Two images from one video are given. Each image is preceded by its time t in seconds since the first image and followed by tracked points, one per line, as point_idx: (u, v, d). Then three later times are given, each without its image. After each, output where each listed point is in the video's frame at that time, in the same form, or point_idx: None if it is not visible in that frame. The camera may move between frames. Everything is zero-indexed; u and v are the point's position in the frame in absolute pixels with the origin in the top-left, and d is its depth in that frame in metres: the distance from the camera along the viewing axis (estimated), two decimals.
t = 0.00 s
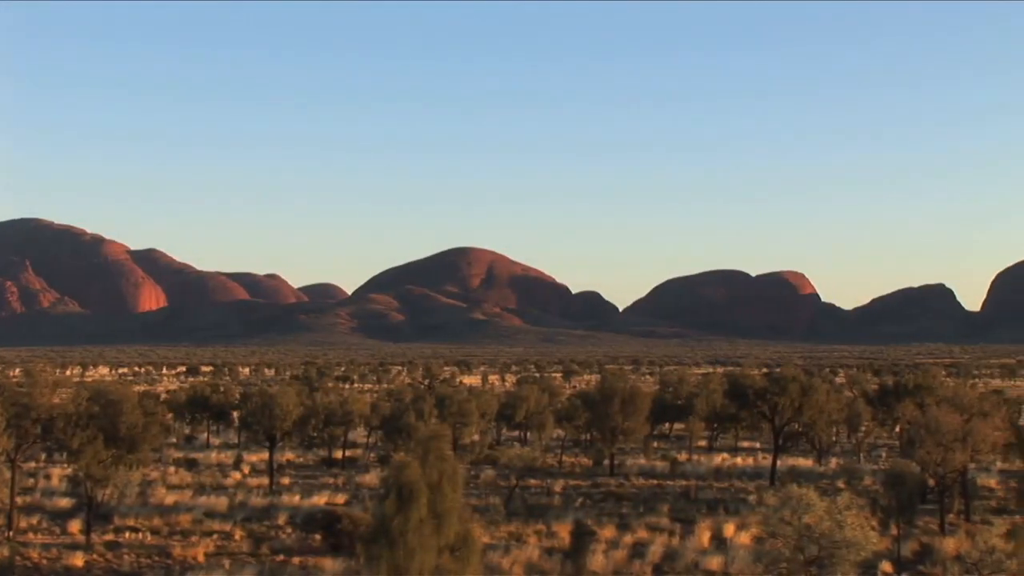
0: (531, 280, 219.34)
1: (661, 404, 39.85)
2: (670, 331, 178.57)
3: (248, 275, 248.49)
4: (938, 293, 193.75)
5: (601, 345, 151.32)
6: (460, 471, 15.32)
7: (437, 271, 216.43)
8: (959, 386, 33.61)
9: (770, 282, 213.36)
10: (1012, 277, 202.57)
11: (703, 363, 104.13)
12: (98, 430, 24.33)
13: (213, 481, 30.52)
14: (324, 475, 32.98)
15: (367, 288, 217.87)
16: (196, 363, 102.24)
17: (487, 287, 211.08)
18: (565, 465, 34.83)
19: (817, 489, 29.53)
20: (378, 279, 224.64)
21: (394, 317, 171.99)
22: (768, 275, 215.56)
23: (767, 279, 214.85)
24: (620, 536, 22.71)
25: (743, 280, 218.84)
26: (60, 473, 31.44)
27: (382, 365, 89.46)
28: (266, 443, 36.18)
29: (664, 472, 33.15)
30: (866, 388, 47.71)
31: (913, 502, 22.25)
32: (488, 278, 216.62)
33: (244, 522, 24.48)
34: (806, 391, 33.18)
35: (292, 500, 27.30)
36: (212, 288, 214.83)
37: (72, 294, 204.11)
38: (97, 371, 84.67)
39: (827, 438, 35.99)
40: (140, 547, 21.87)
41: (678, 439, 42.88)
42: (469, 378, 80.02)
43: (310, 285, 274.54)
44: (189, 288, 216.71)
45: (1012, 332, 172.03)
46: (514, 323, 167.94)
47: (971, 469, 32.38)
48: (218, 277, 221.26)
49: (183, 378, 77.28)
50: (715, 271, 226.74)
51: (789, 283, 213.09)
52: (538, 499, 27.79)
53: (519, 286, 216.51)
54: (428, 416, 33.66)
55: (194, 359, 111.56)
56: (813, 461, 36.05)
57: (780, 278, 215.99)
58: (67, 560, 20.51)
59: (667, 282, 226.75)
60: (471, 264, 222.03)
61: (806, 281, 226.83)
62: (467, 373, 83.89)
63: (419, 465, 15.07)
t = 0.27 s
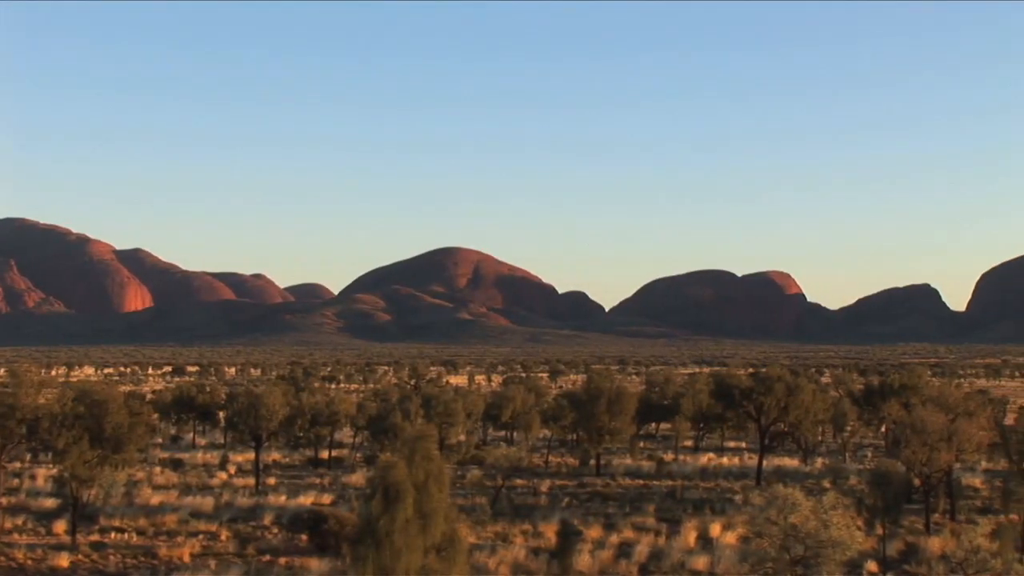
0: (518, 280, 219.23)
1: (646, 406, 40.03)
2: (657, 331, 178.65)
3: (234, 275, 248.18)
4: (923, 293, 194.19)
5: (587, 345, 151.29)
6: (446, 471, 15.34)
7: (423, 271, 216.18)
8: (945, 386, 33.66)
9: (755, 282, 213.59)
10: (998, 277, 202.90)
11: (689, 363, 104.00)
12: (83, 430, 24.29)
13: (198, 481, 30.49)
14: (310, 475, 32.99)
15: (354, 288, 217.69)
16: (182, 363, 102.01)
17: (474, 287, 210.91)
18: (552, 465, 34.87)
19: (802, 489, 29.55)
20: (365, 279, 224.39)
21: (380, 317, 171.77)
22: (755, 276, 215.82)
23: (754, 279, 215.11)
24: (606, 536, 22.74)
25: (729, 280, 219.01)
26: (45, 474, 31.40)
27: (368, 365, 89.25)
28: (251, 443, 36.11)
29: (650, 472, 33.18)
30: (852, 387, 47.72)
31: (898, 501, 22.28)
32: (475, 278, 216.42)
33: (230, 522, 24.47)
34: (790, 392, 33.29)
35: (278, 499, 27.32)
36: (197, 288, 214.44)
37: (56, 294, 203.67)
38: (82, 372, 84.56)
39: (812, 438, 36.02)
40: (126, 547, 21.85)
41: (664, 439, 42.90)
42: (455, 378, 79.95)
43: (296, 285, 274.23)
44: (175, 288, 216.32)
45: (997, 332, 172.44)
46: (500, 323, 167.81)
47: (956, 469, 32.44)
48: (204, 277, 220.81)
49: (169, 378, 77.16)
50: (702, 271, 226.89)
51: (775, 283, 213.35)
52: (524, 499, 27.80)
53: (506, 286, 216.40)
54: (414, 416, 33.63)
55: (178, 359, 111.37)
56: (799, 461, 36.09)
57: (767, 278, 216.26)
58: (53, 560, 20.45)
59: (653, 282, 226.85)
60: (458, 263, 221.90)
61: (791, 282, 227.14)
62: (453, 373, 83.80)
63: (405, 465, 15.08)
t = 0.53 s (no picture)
0: (505, 280, 219.22)
1: (634, 406, 40.09)
2: (644, 331, 178.78)
3: (222, 275, 247.86)
4: (911, 293, 194.63)
5: (574, 345, 151.35)
6: (434, 471, 15.33)
7: (411, 271, 216.02)
8: (931, 386, 33.72)
9: (741, 283, 213.94)
10: (985, 277, 203.32)
11: (676, 362, 104.08)
12: (70, 430, 24.24)
13: (185, 481, 30.46)
14: (297, 475, 32.97)
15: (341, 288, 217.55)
16: (169, 363, 101.91)
17: (461, 287, 210.85)
18: (539, 465, 34.87)
19: (789, 489, 29.59)
20: (352, 279, 224.20)
21: (368, 316, 171.63)
22: (743, 277, 216.04)
23: (742, 279, 215.32)
24: (594, 535, 22.77)
25: (716, 281, 219.30)
26: (31, 474, 31.35)
27: (354, 366, 89.13)
28: (238, 443, 36.03)
29: (637, 472, 33.21)
30: (838, 387, 47.79)
31: (884, 502, 22.32)
32: (462, 278, 216.35)
33: (217, 522, 24.45)
34: (777, 392, 33.34)
35: (265, 499, 27.31)
36: (184, 288, 214.08)
37: (43, 294, 203.23)
38: (69, 372, 84.45)
39: (800, 438, 36.06)
40: (113, 547, 21.83)
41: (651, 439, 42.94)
42: (443, 377, 79.95)
43: (283, 285, 273.95)
44: (161, 288, 215.93)
45: (984, 332, 172.85)
46: (488, 324, 167.77)
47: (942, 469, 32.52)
48: (191, 277, 220.47)
49: (157, 378, 77.08)
50: (689, 271, 227.10)
51: (761, 283, 213.72)
52: (512, 499, 27.80)
53: (493, 286, 216.39)
54: (401, 416, 33.61)
55: (165, 359, 111.26)
56: (786, 461, 36.12)
57: (754, 279, 216.48)
58: (39, 561, 20.40)
59: (640, 283, 227.06)
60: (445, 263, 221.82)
61: (778, 282, 227.57)
62: (441, 373, 83.77)
63: (392, 465, 15.09)
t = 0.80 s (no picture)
0: (495, 280, 219.24)
1: (622, 405, 40.09)
2: (634, 331, 178.95)
3: (211, 275, 247.68)
4: (900, 293, 195.03)
5: (564, 345, 151.48)
6: (422, 472, 15.34)
7: (400, 271, 215.88)
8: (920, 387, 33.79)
9: (731, 283, 214.11)
10: (974, 277, 203.75)
11: (665, 362, 104.28)
12: (59, 431, 24.19)
13: (174, 481, 30.44)
14: (286, 475, 32.98)
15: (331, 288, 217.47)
16: (160, 363, 102.12)
17: (451, 288, 210.80)
18: (529, 465, 34.87)
19: (779, 489, 29.61)
20: (342, 279, 224.10)
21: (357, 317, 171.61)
22: (732, 277, 216.36)
23: (731, 280, 215.64)
24: (583, 536, 22.78)
25: (705, 281, 219.47)
26: (19, 474, 31.30)
27: (343, 366, 89.13)
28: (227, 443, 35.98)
29: (626, 472, 33.22)
30: (826, 387, 47.90)
31: (874, 502, 22.36)
32: (451, 278, 216.35)
33: (206, 522, 24.43)
34: (766, 391, 33.40)
35: (254, 499, 27.31)
36: (173, 288, 213.81)
37: (31, 294, 202.86)
38: (58, 372, 84.45)
39: (789, 438, 36.14)
40: (102, 549, 21.77)
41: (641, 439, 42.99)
42: (432, 377, 80.07)
43: (273, 285, 273.76)
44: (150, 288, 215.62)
45: (973, 332, 173.32)
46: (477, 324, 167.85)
47: (931, 469, 32.56)
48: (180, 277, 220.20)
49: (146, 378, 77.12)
50: (678, 271, 227.29)
51: (750, 284, 213.92)
52: (501, 499, 27.81)
53: (483, 286, 216.36)
54: (391, 416, 33.62)
55: (154, 359, 111.27)
56: (775, 461, 36.16)
57: (743, 279, 216.76)
58: (27, 562, 20.35)
59: (630, 283, 227.20)
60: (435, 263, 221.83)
61: (768, 283, 227.88)
62: (430, 373, 83.89)
63: (381, 466, 15.10)
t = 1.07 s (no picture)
0: (482, 280, 219.25)
1: (609, 405, 40.15)
2: (620, 331, 179.13)
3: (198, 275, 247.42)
4: (886, 293, 195.42)
5: (550, 345, 151.58)
6: (410, 472, 15.33)
7: (387, 271, 215.79)
8: (906, 386, 33.84)
9: (717, 283, 214.36)
10: (961, 277, 204.16)
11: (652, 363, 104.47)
12: (44, 431, 24.14)
13: (161, 481, 30.41)
14: (273, 475, 32.97)
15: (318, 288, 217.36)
16: (147, 363, 102.23)
17: (438, 288, 210.76)
18: (516, 465, 34.87)
19: (766, 488, 29.66)
20: (328, 279, 223.98)
21: (344, 317, 171.55)
22: (719, 277, 216.71)
23: (718, 280, 215.99)
24: (570, 536, 22.79)
25: (692, 281, 219.70)
26: (5, 474, 31.24)
27: (330, 366, 89.16)
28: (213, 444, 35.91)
29: (613, 472, 33.23)
30: (811, 387, 48.02)
31: (859, 502, 22.41)
32: (438, 278, 216.33)
33: (193, 522, 24.40)
34: (752, 391, 33.47)
35: (241, 499, 27.31)
36: (159, 288, 213.46)
37: (17, 294, 202.42)
38: (44, 371, 84.42)
39: (775, 437, 36.18)
40: (89, 549, 21.74)
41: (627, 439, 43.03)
42: (419, 377, 80.17)
43: (259, 285, 273.55)
44: (137, 288, 215.24)
45: (959, 332, 173.79)
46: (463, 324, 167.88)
47: (918, 468, 32.61)
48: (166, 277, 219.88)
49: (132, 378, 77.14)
50: (665, 271, 227.53)
51: (737, 284, 214.16)
52: (488, 499, 27.82)
53: (470, 286, 216.34)
54: (378, 416, 33.61)
55: (140, 359, 111.25)
56: (762, 461, 36.18)
57: (730, 279, 217.14)
58: (11, 563, 20.29)
59: (617, 283, 227.39)
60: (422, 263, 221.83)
61: (755, 282, 228.23)
62: (417, 373, 83.97)
63: (368, 466, 15.08)
